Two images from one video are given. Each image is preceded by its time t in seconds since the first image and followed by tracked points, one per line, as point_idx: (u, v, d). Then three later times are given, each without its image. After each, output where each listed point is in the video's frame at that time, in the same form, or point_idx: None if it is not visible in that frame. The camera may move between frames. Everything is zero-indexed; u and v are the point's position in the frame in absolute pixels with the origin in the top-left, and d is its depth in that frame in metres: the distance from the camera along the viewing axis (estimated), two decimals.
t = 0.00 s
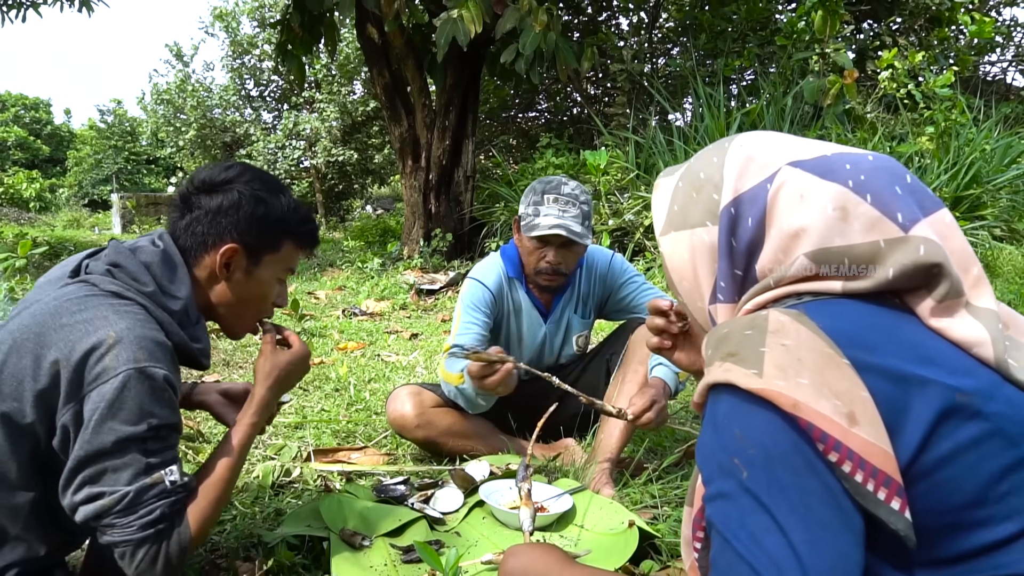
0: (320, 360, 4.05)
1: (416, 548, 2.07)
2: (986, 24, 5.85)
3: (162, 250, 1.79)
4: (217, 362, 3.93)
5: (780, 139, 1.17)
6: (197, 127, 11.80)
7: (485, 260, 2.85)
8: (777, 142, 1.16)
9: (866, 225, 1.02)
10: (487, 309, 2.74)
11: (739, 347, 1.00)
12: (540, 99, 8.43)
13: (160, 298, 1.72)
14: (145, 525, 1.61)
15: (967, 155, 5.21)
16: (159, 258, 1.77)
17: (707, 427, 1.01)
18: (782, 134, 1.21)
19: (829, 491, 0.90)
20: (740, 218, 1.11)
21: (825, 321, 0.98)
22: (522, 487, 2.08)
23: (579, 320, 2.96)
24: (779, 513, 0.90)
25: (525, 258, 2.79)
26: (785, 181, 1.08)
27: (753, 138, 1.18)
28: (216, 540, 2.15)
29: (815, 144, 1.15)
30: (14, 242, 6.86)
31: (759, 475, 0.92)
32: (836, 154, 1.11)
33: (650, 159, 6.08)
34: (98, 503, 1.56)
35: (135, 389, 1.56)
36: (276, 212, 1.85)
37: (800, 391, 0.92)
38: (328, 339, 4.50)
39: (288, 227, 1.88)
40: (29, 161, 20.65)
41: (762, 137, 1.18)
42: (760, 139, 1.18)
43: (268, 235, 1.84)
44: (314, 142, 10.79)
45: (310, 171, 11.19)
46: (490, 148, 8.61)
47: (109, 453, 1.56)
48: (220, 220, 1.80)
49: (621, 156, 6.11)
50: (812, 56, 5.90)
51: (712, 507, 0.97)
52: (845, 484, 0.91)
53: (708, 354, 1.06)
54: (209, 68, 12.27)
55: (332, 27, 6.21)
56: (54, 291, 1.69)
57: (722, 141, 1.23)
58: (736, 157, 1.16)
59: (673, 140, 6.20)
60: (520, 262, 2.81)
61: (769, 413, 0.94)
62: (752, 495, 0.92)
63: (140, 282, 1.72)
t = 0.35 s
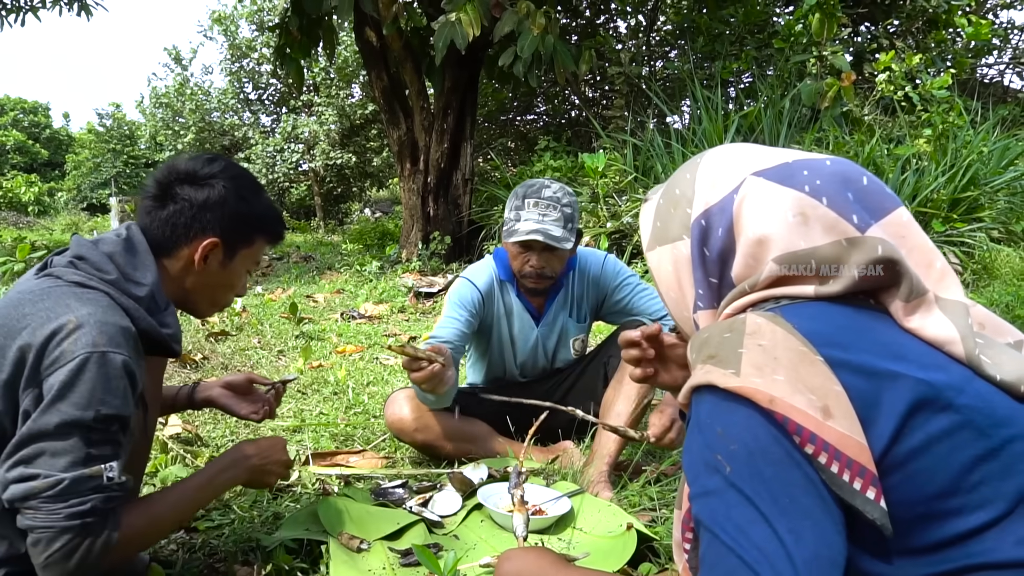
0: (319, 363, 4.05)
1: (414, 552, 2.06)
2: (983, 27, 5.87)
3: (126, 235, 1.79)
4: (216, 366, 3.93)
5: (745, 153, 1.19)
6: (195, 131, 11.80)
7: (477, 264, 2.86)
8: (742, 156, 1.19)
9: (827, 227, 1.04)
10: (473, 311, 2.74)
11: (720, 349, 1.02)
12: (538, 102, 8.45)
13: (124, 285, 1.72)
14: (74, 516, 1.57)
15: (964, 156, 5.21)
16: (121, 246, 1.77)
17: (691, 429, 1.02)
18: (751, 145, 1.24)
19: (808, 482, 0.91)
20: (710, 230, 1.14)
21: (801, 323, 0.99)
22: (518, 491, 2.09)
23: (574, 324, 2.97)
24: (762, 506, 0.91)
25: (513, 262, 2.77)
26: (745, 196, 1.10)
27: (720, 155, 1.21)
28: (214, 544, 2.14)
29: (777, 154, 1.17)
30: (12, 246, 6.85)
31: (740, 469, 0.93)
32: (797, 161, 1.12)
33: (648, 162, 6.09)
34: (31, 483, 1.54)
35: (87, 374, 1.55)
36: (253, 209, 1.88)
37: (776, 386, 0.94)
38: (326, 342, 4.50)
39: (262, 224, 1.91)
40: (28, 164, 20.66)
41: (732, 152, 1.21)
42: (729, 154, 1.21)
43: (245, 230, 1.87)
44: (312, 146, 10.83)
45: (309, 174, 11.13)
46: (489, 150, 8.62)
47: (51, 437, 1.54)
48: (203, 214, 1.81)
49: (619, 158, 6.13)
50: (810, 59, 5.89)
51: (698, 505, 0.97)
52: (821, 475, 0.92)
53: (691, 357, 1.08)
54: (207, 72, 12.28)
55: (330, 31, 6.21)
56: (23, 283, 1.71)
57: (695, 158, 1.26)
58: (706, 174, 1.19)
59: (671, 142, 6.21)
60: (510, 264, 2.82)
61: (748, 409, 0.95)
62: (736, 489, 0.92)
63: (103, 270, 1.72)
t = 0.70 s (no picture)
0: (318, 367, 4.05)
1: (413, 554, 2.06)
2: (979, 27, 5.87)
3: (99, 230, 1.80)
4: (214, 370, 3.93)
5: (721, 158, 1.20)
6: (193, 135, 11.79)
7: (469, 266, 2.88)
8: (720, 161, 1.20)
9: (805, 227, 1.04)
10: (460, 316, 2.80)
11: (712, 352, 1.03)
12: (536, 105, 8.46)
13: (99, 275, 1.72)
14: (93, 495, 1.62)
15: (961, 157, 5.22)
16: (94, 241, 1.78)
17: (687, 432, 1.03)
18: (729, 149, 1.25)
19: (803, 483, 0.92)
20: (694, 237, 1.15)
21: (793, 324, 1.00)
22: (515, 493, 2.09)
23: (566, 328, 2.94)
24: (755, 508, 0.91)
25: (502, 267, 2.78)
26: (724, 202, 1.11)
27: (699, 162, 1.22)
28: (213, 549, 2.14)
29: (754, 156, 1.17)
30: (9, 251, 6.84)
31: (733, 471, 0.93)
32: (773, 163, 1.13)
33: (646, 164, 6.10)
34: (43, 476, 1.56)
35: (76, 357, 1.57)
36: (226, 204, 1.88)
37: (768, 389, 0.95)
38: (325, 345, 4.50)
39: (238, 221, 1.91)
40: (25, 170, 20.66)
41: (710, 157, 1.22)
42: (707, 160, 1.22)
43: (221, 227, 1.86)
44: (310, 150, 10.84)
45: (307, 178, 11.27)
46: (487, 153, 8.64)
47: (51, 427, 1.55)
48: (178, 209, 1.81)
49: (616, 161, 6.14)
50: (806, 60, 5.87)
51: (693, 508, 0.98)
52: (814, 477, 0.93)
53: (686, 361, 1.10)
54: (205, 76, 12.29)
55: (327, 35, 6.22)
56: None
57: (677, 167, 1.27)
58: (687, 183, 1.21)
59: (668, 144, 6.22)
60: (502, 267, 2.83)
61: (741, 411, 0.96)
62: (731, 492, 0.93)
63: (77, 264, 1.72)
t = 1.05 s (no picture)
0: (318, 370, 4.05)
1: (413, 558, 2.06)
2: (978, 29, 5.85)
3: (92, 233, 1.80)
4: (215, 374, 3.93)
5: (713, 164, 1.22)
6: (193, 138, 11.79)
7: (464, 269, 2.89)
8: (713, 168, 1.21)
9: (793, 232, 1.05)
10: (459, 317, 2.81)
11: (714, 357, 1.04)
12: (536, 107, 8.46)
13: (92, 275, 1.72)
14: (100, 490, 1.63)
15: (961, 159, 5.22)
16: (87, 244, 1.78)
17: (689, 436, 1.04)
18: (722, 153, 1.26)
19: (805, 488, 0.92)
20: (689, 244, 1.17)
21: (794, 329, 1.01)
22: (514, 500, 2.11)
23: (561, 326, 2.90)
24: (756, 513, 0.92)
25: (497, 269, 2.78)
26: (716, 208, 1.12)
27: (692, 170, 1.24)
28: (213, 552, 2.13)
29: (748, 159, 1.18)
30: (9, 254, 6.84)
31: (735, 476, 0.94)
32: (761, 167, 1.14)
33: (646, 166, 6.10)
34: (51, 473, 1.57)
35: (76, 354, 1.57)
36: (218, 208, 1.88)
37: (769, 394, 0.95)
38: (325, 349, 4.50)
39: (230, 225, 1.91)
40: (25, 173, 20.65)
41: (703, 164, 1.24)
42: (701, 166, 1.23)
43: (213, 230, 1.87)
44: (310, 152, 10.85)
45: (307, 181, 11.21)
46: (487, 156, 8.66)
47: (53, 427, 1.55)
48: (170, 213, 1.81)
49: (617, 164, 6.15)
50: (806, 63, 5.86)
51: (695, 511, 0.99)
52: (817, 482, 0.93)
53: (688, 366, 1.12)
54: (205, 80, 12.31)
55: (328, 38, 6.23)
56: None
57: (673, 174, 1.29)
58: (681, 191, 1.23)
59: (667, 147, 6.22)
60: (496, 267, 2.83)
61: (742, 416, 0.96)
62: (731, 496, 0.94)
63: (70, 266, 1.72)
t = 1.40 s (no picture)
0: (318, 374, 4.05)
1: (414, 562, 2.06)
2: (979, 32, 5.83)
3: (90, 238, 1.79)
4: (215, 378, 3.93)
5: (745, 151, 1.20)
6: (193, 143, 11.79)
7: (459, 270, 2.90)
8: (745, 154, 1.20)
9: (834, 230, 1.05)
10: (459, 318, 2.82)
11: (725, 353, 1.03)
12: (536, 111, 8.48)
13: (91, 280, 1.72)
14: (95, 494, 1.63)
15: (961, 163, 5.23)
16: (86, 249, 1.77)
17: (698, 433, 1.04)
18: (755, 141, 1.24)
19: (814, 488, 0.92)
20: (718, 233, 1.15)
21: (807, 327, 1.00)
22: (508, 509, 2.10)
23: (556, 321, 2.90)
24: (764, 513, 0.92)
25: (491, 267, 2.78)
26: (757, 194, 1.11)
27: (721, 153, 1.22)
28: (213, 556, 2.13)
29: (784, 150, 1.18)
30: (9, 259, 6.83)
31: (744, 475, 0.94)
32: (803, 161, 1.13)
33: (646, 170, 6.11)
34: (46, 478, 1.56)
35: (73, 358, 1.57)
36: (218, 214, 1.89)
37: (782, 394, 0.95)
38: (325, 353, 4.51)
39: (229, 231, 1.92)
40: (26, 177, 20.66)
41: (734, 150, 1.21)
42: (732, 151, 1.21)
43: (213, 236, 1.87)
44: (311, 156, 10.86)
45: (308, 185, 11.23)
46: (487, 160, 8.69)
47: (49, 432, 1.55)
48: (171, 218, 1.81)
49: (617, 167, 6.15)
50: (806, 67, 5.86)
51: (703, 508, 0.99)
52: (828, 483, 0.93)
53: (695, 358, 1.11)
54: (206, 84, 12.33)
55: (328, 42, 6.25)
56: None
57: (699, 157, 1.26)
58: (710, 174, 1.19)
59: (668, 150, 6.23)
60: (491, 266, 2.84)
61: (753, 415, 0.96)
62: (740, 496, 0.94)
63: (68, 270, 1.72)
